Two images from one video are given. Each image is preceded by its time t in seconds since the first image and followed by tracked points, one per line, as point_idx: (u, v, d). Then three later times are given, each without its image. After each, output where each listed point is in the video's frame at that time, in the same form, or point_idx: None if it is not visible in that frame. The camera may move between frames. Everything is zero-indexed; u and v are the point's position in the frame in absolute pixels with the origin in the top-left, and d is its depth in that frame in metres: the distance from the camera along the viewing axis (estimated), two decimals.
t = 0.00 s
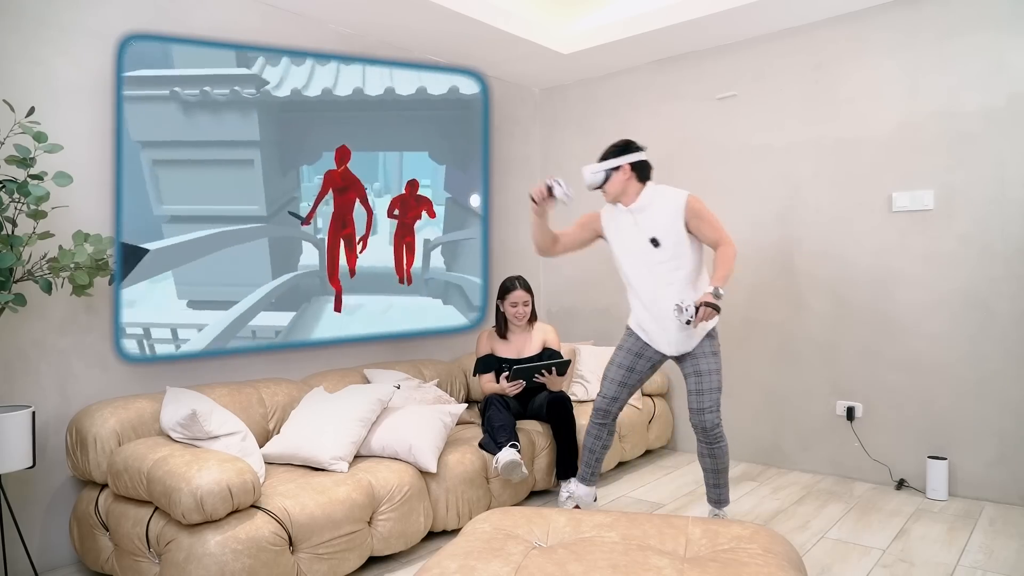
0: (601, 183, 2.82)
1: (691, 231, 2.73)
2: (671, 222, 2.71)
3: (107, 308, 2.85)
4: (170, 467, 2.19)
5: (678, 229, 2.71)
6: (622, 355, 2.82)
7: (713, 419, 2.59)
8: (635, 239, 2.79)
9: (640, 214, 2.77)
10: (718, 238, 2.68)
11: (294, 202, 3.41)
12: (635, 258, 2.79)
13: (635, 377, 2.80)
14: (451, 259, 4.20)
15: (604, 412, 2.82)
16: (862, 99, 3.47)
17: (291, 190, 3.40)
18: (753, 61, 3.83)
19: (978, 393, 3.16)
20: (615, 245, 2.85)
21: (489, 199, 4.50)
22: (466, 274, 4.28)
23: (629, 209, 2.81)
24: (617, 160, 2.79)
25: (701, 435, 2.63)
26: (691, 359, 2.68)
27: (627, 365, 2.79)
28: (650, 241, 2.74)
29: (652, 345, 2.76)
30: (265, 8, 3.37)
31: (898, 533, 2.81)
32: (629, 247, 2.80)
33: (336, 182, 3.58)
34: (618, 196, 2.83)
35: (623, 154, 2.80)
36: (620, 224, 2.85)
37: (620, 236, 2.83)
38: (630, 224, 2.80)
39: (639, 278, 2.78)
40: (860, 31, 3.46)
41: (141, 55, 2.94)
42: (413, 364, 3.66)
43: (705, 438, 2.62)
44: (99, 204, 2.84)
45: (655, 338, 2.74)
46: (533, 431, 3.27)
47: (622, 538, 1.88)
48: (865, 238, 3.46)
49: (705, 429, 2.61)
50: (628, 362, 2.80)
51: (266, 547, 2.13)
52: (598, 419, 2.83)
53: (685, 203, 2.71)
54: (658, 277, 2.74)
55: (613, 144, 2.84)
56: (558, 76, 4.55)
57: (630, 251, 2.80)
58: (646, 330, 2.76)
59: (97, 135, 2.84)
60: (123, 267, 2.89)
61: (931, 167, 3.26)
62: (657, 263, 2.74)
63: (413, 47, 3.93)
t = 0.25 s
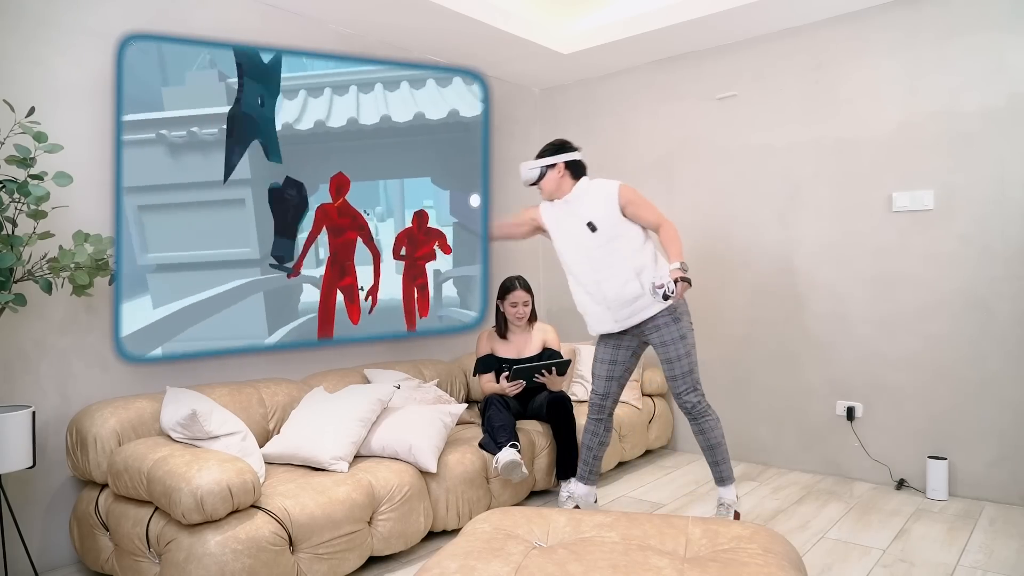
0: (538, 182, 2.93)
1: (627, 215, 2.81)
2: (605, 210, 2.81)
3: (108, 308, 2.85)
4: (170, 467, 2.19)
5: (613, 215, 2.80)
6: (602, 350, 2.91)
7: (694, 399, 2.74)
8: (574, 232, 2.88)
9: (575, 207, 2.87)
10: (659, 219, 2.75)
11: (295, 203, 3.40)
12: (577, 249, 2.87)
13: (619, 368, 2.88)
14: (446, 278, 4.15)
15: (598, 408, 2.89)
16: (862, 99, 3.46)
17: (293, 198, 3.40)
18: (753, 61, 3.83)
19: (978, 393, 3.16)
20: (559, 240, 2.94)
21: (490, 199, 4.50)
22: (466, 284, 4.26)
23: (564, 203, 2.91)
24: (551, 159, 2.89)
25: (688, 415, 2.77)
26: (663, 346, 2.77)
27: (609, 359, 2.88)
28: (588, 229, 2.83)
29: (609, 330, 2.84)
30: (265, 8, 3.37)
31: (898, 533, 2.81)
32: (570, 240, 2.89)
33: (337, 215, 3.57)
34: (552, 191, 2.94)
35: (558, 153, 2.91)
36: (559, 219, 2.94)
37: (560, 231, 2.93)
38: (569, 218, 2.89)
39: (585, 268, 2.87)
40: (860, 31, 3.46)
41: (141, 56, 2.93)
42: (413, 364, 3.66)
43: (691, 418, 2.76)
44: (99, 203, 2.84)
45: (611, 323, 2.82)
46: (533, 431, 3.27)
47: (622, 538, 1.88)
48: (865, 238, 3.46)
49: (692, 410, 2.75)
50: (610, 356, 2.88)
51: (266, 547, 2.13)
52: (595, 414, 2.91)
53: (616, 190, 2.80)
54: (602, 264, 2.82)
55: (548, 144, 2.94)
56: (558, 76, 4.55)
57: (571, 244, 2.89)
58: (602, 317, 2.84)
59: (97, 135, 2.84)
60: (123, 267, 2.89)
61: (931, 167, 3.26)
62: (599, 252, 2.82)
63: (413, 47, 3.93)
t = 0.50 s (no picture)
0: (525, 191, 2.90)
1: (611, 221, 2.81)
2: (590, 217, 2.80)
3: (108, 308, 2.85)
4: (170, 467, 2.19)
5: (598, 222, 2.79)
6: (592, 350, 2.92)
7: (674, 403, 2.72)
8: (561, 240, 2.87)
9: (562, 215, 2.86)
10: (641, 222, 2.73)
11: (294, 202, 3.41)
12: (564, 258, 2.87)
13: (608, 369, 2.88)
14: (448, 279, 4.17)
15: (591, 408, 2.92)
16: (862, 99, 3.46)
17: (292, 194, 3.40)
18: (753, 61, 3.83)
19: (977, 393, 3.16)
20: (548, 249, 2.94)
21: (490, 198, 4.50)
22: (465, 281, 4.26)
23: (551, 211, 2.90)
24: (537, 167, 2.87)
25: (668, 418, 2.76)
26: (643, 350, 2.77)
27: (597, 359, 2.89)
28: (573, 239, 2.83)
29: (603, 340, 2.84)
30: (266, 8, 3.37)
31: (898, 533, 2.81)
32: (557, 250, 2.89)
33: (325, 197, 3.53)
34: (542, 201, 2.92)
35: (544, 162, 2.89)
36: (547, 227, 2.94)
37: (548, 240, 2.92)
38: (555, 227, 2.89)
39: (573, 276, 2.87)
40: (860, 31, 3.46)
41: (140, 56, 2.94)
42: (413, 364, 3.66)
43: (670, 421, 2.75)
44: (99, 203, 2.84)
45: (604, 332, 2.82)
46: (533, 431, 3.27)
47: (622, 538, 1.88)
48: (865, 238, 3.46)
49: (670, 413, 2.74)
50: (598, 355, 2.89)
51: (266, 547, 2.13)
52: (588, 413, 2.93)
53: (599, 196, 2.79)
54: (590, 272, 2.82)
55: (533, 152, 2.92)
56: (558, 76, 4.55)
57: (559, 253, 2.88)
58: (594, 327, 2.85)
59: (97, 134, 2.84)
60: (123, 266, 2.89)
61: (931, 166, 3.26)
62: (586, 261, 2.82)
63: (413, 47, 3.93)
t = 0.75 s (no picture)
0: (559, 192, 2.85)
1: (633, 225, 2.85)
2: (613, 219, 2.84)
3: (108, 307, 2.85)
4: (170, 467, 2.19)
5: (621, 225, 2.83)
6: (596, 352, 2.95)
7: (673, 411, 2.87)
8: (580, 239, 2.91)
9: (585, 212, 2.88)
10: (660, 231, 2.82)
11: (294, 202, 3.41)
12: (582, 257, 2.91)
13: (609, 369, 2.93)
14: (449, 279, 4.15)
15: (587, 407, 2.94)
16: (862, 99, 3.46)
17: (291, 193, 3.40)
18: (753, 61, 3.83)
19: (978, 393, 3.16)
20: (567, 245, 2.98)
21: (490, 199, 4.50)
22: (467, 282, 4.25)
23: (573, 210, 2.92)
24: (570, 165, 2.82)
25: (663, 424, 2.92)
26: (652, 357, 2.85)
27: (600, 359, 2.93)
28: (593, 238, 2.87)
29: (605, 340, 2.90)
30: (266, 8, 3.38)
31: (898, 533, 2.81)
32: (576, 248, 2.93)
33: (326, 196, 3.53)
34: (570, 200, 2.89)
35: (571, 159, 2.84)
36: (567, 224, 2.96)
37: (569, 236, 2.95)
38: (575, 225, 2.91)
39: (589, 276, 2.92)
40: (860, 31, 3.46)
41: (141, 55, 2.94)
42: (414, 364, 3.66)
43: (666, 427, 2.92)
44: (99, 203, 2.84)
45: (607, 333, 2.88)
46: (533, 431, 3.27)
47: (622, 538, 1.88)
48: (865, 238, 3.46)
49: (669, 419, 2.88)
50: (601, 356, 2.93)
51: (266, 547, 2.13)
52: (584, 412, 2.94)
53: (625, 200, 2.82)
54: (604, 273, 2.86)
55: (556, 152, 2.86)
56: (558, 76, 4.55)
57: (576, 250, 2.93)
58: (598, 328, 2.90)
59: (97, 134, 2.84)
60: (123, 266, 2.89)
61: (931, 166, 3.26)
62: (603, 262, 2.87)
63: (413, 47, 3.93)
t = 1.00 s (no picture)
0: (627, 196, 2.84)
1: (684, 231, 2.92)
2: (668, 225, 2.89)
3: (108, 307, 2.85)
4: (170, 467, 2.19)
5: (674, 231, 2.89)
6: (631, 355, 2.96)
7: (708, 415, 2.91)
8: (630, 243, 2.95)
9: (639, 217, 2.92)
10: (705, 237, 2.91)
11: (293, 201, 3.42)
12: (631, 261, 2.96)
13: (642, 373, 2.95)
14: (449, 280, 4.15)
15: (616, 410, 2.92)
16: (862, 99, 3.47)
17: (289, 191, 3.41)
18: (753, 61, 3.83)
19: (978, 393, 3.16)
20: (615, 250, 3.01)
21: (489, 198, 4.50)
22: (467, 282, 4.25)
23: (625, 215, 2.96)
24: (632, 168, 2.85)
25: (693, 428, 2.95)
26: (693, 359, 2.88)
27: (635, 361, 2.94)
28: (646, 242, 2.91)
29: (649, 345, 2.91)
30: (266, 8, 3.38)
31: (898, 533, 2.81)
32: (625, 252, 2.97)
33: (325, 195, 3.54)
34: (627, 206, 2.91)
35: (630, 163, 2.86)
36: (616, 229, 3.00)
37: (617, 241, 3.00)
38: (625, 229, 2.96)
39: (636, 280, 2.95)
40: (860, 31, 3.46)
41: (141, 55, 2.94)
42: (414, 364, 3.66)
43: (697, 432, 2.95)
44: (99, 203, 2.84)
45: (652, 338, 2.89)
46: (533, 431, 3.27)
47: (622, 538, 1.88)
48: (865, 238, 3.46)
49: (700, 423, 2.92)
50: (635, 359, 2.95)
51: (266, 547, 2.13)
52: (612, 416, 2.93)
53: (681, 206, 2.89)
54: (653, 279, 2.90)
55: (611, 161, 2.85)
56: (558, 76, 4.56)
57: (626, 255, 2.97)
58: (642, 331, 2.91)
59: (97, 134, 2.84)
60: (123, 266, 2.89)
61: (931, 166, 3.26)
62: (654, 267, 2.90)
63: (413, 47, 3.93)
